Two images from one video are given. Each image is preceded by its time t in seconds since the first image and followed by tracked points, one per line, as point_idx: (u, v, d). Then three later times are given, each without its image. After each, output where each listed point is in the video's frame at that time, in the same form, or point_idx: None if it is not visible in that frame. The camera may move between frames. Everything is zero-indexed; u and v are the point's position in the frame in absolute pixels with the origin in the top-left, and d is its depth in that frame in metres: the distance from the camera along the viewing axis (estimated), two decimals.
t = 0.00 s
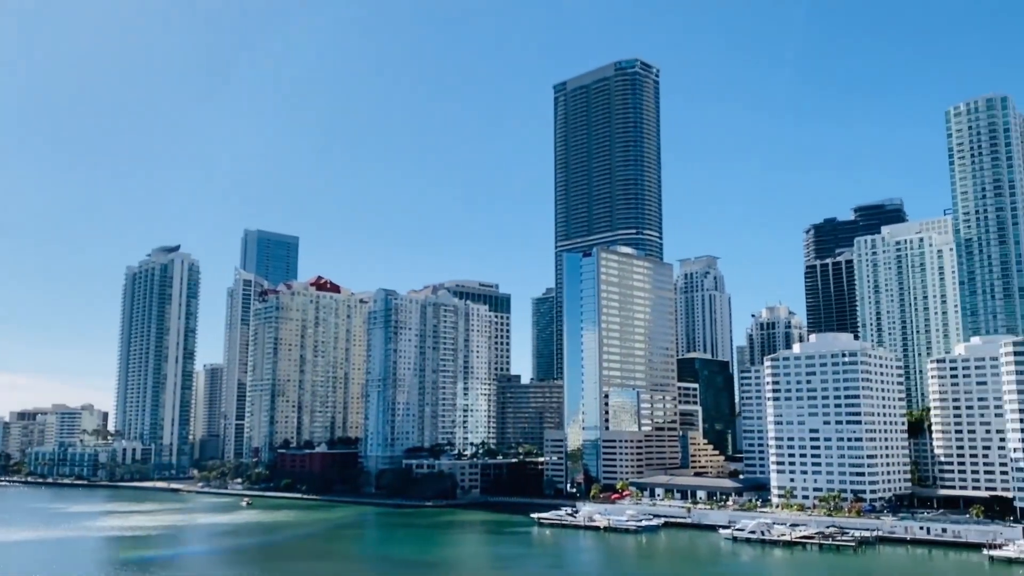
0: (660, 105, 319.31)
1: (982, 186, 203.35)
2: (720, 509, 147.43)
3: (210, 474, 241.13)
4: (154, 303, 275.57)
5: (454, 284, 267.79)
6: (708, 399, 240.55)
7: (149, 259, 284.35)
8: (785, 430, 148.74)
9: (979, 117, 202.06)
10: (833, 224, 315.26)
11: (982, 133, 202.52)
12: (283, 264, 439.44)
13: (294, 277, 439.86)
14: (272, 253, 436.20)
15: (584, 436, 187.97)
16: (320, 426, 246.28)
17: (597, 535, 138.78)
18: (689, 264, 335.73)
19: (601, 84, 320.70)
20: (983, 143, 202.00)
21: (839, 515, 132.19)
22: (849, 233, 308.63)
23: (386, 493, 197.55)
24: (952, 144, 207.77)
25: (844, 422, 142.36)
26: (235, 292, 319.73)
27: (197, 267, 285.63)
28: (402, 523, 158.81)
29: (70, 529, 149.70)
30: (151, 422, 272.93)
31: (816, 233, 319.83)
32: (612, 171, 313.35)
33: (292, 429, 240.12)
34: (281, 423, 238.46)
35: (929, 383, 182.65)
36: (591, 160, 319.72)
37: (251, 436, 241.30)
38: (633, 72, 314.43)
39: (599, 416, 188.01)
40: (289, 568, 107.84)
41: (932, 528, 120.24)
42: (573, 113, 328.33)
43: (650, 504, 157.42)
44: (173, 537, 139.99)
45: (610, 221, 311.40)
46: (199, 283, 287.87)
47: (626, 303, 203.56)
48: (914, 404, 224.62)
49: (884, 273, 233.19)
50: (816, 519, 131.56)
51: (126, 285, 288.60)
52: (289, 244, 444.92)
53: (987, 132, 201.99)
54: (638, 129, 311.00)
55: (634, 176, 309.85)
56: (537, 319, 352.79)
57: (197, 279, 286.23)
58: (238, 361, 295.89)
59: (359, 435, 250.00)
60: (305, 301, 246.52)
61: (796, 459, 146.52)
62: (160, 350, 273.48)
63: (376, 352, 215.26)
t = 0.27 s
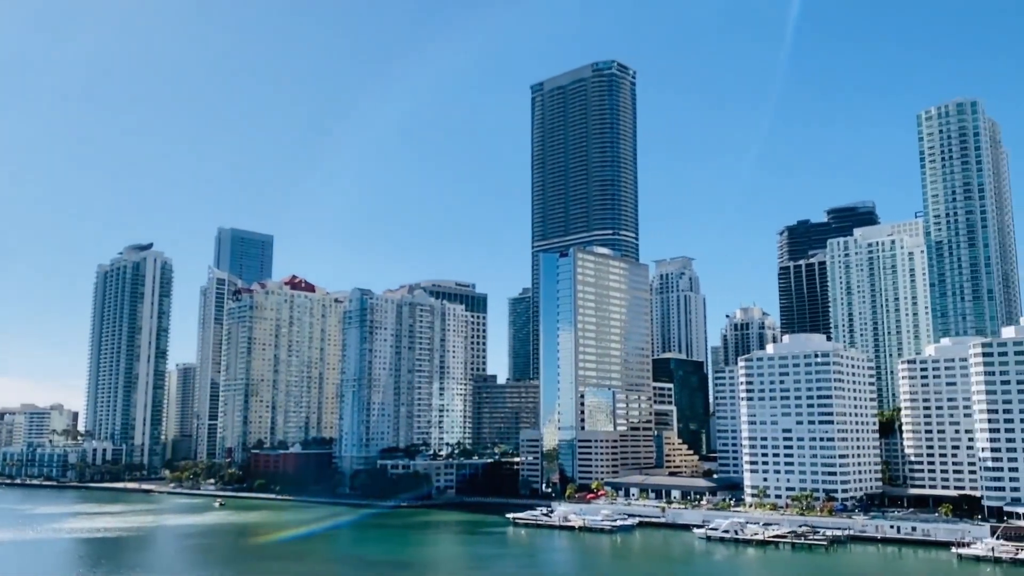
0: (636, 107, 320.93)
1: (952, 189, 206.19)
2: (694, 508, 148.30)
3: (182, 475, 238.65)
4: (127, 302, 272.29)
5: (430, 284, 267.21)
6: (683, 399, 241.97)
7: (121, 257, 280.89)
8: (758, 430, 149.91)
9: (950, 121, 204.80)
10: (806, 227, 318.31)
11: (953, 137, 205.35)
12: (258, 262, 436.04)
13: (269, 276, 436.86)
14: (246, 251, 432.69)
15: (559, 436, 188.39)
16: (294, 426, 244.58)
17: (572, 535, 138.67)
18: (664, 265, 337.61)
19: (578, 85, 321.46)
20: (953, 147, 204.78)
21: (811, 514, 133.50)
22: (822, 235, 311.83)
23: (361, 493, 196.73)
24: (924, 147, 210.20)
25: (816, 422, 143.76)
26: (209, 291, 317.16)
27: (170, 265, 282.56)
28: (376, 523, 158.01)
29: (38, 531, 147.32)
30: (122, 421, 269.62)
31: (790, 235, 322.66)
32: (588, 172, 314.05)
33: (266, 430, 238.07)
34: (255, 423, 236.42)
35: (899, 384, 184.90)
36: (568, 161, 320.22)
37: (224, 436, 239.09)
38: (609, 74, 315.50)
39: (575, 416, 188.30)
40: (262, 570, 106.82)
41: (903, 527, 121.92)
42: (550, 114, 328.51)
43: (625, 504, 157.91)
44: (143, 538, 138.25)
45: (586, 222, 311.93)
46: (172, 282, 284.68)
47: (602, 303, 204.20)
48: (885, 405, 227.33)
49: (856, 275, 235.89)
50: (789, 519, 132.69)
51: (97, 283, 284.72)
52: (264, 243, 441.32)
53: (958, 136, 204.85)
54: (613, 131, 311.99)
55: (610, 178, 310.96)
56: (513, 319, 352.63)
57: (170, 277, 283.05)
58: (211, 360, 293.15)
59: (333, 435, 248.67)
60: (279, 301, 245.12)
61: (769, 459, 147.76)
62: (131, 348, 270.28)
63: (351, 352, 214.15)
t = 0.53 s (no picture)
0: (610, 108, 322.24)
1: (922, 192, 208.93)
2: (668, 507, 149.18)
3: (152, 475, 235.62)
4: (96, 300, 268.64)
5: (405, 283, 266.32)
6: (657, 399, 243.27)
7: (90, 255, 277.11)
8: (731, 430, 150.95)
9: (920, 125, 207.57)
10: (779, 228, 321.17)
11: (923, 141, 208.14)
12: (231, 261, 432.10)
13: (241, 274, 433.31)
14: (219, 249, 428.44)
15: (534, 436, 188.70)
16: (267, 426, 242.48)
17: (545, 535, 138.70)
18: (639, 266, 339.24)
19: (553, 85, 321.97)
20: (923, 151, 207.54)
21: (783, 513, 134.69)
22: (794, 236, 314.90)
23: (334, 494, 195.54)
24: (894, 150, 212.87)
25: (788, 422, 145.04)
26: (180, 290, 314.58)
27: (141, 263, 279.17)
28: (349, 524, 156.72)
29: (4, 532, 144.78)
30: (91, 421, 265.69)
31: (763, 236, 325.31)
32: (563, 173, 314.71)
33: (238, 430, 235.87)
34: (226, 423, 233.96)
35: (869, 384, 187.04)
36: (544, 161, 320.66)
37: (195, 436, 236.83)
38: (585, 74, 316.39)
39: (549, 417, 188.79)
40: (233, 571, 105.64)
41: (872, 526, 123.37)
42: (525, 114, 328.62)
43: (599, 503, 158.32)
44: (112, 539, 136.29)
45: (562, 222, 312.54)
46: (143, 280, 281.16)
47: (577, 303, 204.61)
48: (856, 405, 230.02)
49: (827, 276, 238.52)
50: (760, 518, 133.75)
51: (66, 281, 280.57)
52: (236, 241, 437.37)
53: (928, 140, 207.65)
54: (589, 131, 312.83)
55: (585, 178, 311.74)
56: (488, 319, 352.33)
57: (141, 276, 279.59)
58: (183, 359, 290.11)
59: (306, 436, 246.97)
60: (251, 299, 243.82)
61: (742, 459, 148.86)
62: (101, 348, 266.67)
63: (325, 352, 212.81)
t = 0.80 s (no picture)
0: (587, 108, 323.35)
1: (893, 195, 211.88)
2: (642, 507, 150.18)
3: (122, 475, 232.16)
4: (67, 298, 265.18)
5: (380, 283, 265.42)
6: (632, 398, 244.29)
7: (61, 253, 273.38)
8: (705, 430, 152.04)
9: (892, 129, 210.39)
10: (753, 230, 323.89)
11: (894, 144, 210.93)
12: (205, 259, 428.19)
13: (215, 273, 429.53)
14: (193, 248, 424.33)
15: (509, 436, 188.59)
16: (240, 426, 240.51)
17: (520, 535, 138.57)
18: (614, 267, 340.55)
19: (530, 86, 322.25)
20: (895, 154, 210.40)
21: (756, 512, 135.88)
22: (767, 238, 317.75)
23: (307, 494, 194.51)
24: (867, 154, 215.76)
25: (761, 422, 146.30)
26: (152, 288, 311.23)
27: (113, 261, 275.92)
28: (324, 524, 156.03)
29: None
30: (60, 421, 262.08)
31: (737, 238, 327.84)
32: (540, 173, 315.26)
33: (211, 430, 233.60)
34: (199, 423, 231.57)
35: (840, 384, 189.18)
36: (520, 161, 320.95)
37: (167, 436, 234.66)
38: (562, 75, 317.04)
39: (525, 416, 188.39)
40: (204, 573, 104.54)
41: (843, 525, 124.82)
42: (502, 114, 328.54)
43: (574, 503, 158.71)
44: (82, 541, 134.54)
45: (538, 223, 313.17)
46: (114, 279, 277.78)
47: (553, 304, 204.96)
48: (828, 405, 232.53)
49: (800, 277, 241.12)
50: (734, 517, 134.81)
51: (36, 279, 276.63)
52: (210, 239, 433.30)
53: (899, 144, 210.48)
54: (565, 132, 313.58)
55: (561, 179, 312.35)
56: (464, 319, 351.82)
57: (112, 274, 276.28)
58: (155, 358, 286.91)
59: (280, 436, 245.35)
60: (225, 298, 240.86)
61: (715, 458, 150.04)
62: (72, 346, 263.27)
63: (299, 351, 211.43)
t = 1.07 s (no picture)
0: (565, 109, 324.12)
1: (867, 198, 214.38)
2: (618, 506, 150.83)
3: (92, 476, 228.55)
4: (37, 297, 261.23)
5: (357, 282, 264.37)
6: (608, 398, 245.14)
7: (32, 250, 269.34)
8: (680, 430, 152.93)
9: (866, 132, 213.01)
10: (728, 231, 326.13)
11: (868, 147, 213.64)
12: (179, 257, 424.01)
13: (189, 272, 425.40)
14: (166, 246, 420.00)
15: (486, 436, 188.59)
16: (214, 426, 238.35)
17: (496, 535, 138.46)
18: (592, 267, 341.62)
19: (508, 86, 322.35)
20: (868, 157, 213.03)
21: (730, 511, 136.85)
22: (742, 239, 320.12)
23: (282, 494, 193.35)
24: (841, 156, 218.35)
25: (736, 422, 147.36)
26: (125, 286, 307.47)
27: (85, 259, 272.14)
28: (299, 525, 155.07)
29: None
30: (30, 421, 258.27)
31: (713, 239, 330.02)
32: (518, 173, 315.41)
33: (184, 430, 231.39)
34: (172, 423, 229.22)
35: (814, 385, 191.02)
36: (498, 161, 320.92)
37: (139, 436, 231.92)
38: (540, 75, 317.55)
39: (502, 415, 188.61)
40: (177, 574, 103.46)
41: (816, 524, 126.07)
42: (480, 114, 328.23)
43: (550, 503, 158.96)
44: (52, 542, 132.70)
45: (515, 223, 313.44)
46: (87, 276, 274.07)
47: (530, 304, 205.18)
48: (802, 405, 234.29)
49: (775, 278, 243.36)
50: (708, 516, 135.73)
51: (6, 277, 272.47)
52: (185, 237, 428.99)
53: (872, 146, 213.18)
54: (543, 133, 314.19)
55: (538, 179, 312.85)
56: (441, 318, 351.30)
57: (84, 272, 272.48)
58: (128, 357, 283.74)
59: (255, 436, 243.56)
60: (199, 297, 238.45)
61: (690, 458, 150.97)
62: (42, 345, 259.42)
63: (274, 351, 209.95)
